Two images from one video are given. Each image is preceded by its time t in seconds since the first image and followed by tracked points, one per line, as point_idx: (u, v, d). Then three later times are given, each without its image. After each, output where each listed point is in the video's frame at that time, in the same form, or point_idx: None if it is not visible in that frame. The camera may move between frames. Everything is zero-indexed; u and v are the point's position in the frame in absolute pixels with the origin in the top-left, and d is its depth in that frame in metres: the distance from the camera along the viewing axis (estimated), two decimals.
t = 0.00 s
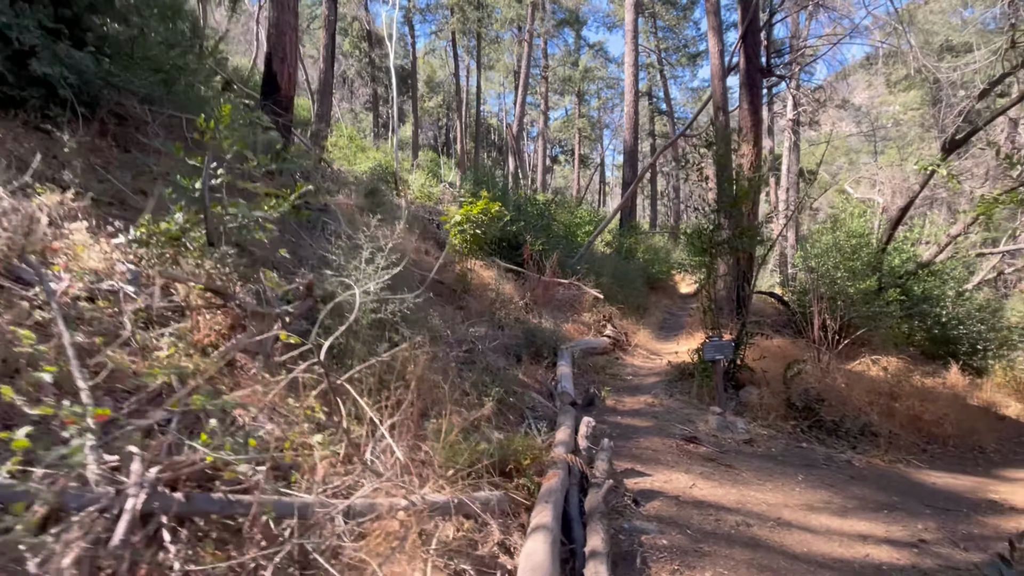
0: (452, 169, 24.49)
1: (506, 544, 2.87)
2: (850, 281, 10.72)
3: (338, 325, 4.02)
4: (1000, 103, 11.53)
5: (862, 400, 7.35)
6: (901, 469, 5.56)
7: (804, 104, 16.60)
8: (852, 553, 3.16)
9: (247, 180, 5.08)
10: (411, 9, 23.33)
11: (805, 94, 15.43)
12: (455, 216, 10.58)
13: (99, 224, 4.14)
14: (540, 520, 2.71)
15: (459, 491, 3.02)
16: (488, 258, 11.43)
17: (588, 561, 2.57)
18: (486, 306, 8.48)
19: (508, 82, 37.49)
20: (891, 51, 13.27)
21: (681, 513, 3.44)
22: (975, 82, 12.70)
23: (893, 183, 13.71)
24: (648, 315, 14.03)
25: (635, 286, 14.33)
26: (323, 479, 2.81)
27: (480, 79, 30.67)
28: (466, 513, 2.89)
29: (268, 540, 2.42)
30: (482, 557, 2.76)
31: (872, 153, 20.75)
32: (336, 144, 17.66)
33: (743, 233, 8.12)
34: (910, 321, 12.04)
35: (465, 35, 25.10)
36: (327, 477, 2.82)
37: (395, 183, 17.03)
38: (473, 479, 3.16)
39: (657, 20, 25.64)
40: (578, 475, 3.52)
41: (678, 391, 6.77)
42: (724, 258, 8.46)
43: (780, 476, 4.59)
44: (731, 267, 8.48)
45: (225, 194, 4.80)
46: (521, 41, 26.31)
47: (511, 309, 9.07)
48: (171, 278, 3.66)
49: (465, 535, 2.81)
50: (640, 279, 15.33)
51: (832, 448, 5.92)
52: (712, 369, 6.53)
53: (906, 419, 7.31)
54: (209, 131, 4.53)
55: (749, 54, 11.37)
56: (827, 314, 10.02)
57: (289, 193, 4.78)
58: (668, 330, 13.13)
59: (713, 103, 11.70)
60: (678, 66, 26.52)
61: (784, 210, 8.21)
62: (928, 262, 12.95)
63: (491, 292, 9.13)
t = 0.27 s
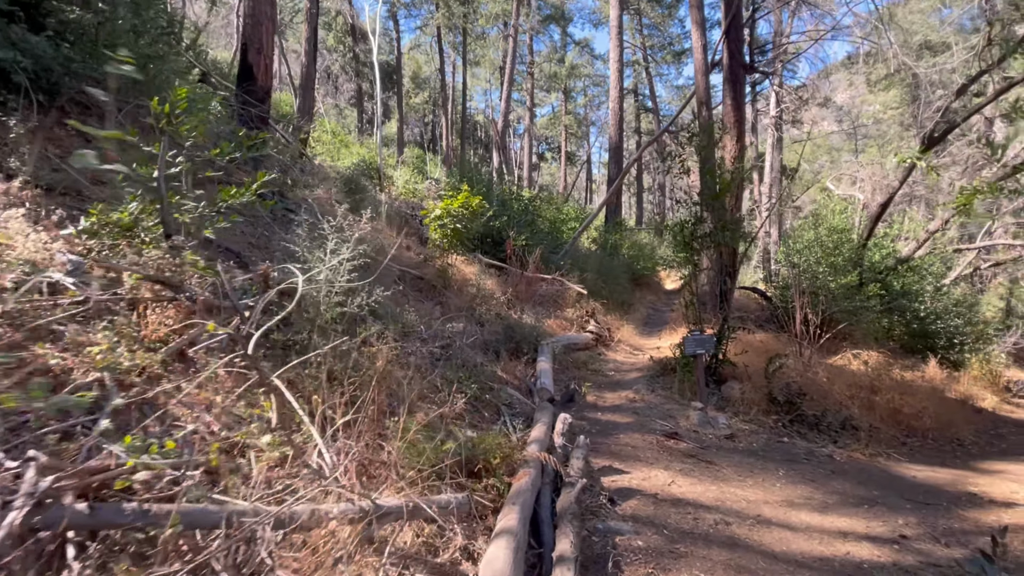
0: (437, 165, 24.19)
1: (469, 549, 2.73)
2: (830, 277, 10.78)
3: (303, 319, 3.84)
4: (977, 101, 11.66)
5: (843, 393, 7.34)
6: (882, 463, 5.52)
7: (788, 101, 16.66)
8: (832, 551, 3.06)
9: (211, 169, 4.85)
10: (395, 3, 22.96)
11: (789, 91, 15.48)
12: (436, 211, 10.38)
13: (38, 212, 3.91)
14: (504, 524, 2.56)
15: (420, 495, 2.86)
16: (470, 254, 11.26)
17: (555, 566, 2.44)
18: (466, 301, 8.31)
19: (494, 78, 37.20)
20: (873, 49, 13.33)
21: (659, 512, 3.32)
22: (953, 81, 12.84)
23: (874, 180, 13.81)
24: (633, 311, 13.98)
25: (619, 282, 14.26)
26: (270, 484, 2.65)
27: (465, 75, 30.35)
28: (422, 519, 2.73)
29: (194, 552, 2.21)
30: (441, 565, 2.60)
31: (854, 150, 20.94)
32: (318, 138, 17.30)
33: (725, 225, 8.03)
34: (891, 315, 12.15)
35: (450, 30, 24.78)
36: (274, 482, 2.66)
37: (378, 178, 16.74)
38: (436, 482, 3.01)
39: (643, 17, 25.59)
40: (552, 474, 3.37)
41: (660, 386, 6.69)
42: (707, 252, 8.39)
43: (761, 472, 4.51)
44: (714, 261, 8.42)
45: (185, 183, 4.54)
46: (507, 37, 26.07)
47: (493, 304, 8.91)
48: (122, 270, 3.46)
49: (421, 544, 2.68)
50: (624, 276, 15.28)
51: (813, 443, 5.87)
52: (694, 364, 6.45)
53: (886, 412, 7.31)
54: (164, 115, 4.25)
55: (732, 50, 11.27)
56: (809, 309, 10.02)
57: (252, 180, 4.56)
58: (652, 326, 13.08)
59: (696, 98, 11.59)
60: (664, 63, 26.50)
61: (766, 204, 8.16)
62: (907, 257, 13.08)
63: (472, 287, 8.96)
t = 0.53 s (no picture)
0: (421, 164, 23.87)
1: (428, 564, 2.51)
2: (813, 274, 10.74)
3: (260, 317, 3.61)
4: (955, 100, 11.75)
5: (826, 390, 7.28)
6: (865, 460, 5.44)
7: (770, 100, 16.72)
8: (815, 556, 2.93)
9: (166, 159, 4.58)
10: None
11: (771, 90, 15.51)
12: (415, 207, 10.14)
13: None
14: (464, 538, 2.37)
15: (375, 506, 2.66)
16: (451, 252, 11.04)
17: None
18: (445, 299, 8.10)
19: (479, 77, 36.94)
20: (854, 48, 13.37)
21: (636, 517, 3.17)
22: (931, 80, 12.97)
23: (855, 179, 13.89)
24: (617, 309, 13.87)
25: (604, 280, 14.14)
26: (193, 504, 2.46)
27: (449, 73, 30.07)
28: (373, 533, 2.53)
29: None
30: None
31: (835, 150, 21.12)
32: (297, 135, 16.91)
33: (707, 220, 7.92)
34: (872, 313, 12.13)
35: (433, 27, 24.45)
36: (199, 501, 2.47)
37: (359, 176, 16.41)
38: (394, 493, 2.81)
39: (628, 17, 25.56)
40: (525, 478, 3.18)
41: (642, 385, 6.55)
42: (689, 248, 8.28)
43: (743, 471, 4.38)
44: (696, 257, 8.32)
45: (141, 175, 4.25)
46: (491, 35, 25.84)
47: (473, 302, 8.70)
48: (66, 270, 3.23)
49: (375, 559, 2.47)
50: (609, 274, 15.17)
51: (796, 440, 5.77)
52: (676, 362, 6.32)
53: (868, 409, 7.27)
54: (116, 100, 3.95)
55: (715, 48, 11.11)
56: (792, 306, 9.99)
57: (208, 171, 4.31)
58: (636, 324, 12.97)
59: (679, 96, 11.46)
60: (648, 63, 26.51)
61: (748, 198, 8.06)
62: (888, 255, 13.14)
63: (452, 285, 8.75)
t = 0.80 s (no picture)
0: (406, 158, 23.49)
1: None
2: (798, 267, 10.69)
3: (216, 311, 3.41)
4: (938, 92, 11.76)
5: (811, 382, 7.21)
6: (849, 454, 5.37)
7: (756, 93, 16.68)
8: (799, 558, 2.82)
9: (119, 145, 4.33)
10: None
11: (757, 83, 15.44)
12: (396, 200, 9.91)
13: None
14: (421, 550, 2.21)
15: (325, 518, 2.49)
16: (434, 246, 10.83)
17: None
18: (426, 294, 7.90)
19: (466, 71, 36.51)
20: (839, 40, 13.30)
21: (614, 520, 3.03)
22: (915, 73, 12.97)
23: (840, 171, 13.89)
24: (604, 303, 13.76)
25: (590, 274, 14.01)
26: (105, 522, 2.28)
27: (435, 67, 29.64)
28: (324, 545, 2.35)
29: None
30: None
31: (820, 144, 21.19)
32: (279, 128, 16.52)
33: (691, 212, 7.77)
34: (856, 304, 12.04)
35: (417, 19, 24.02)
36: (110, 520, 2.28)
37: (341, 170, 16.07)
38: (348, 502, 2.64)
39: (614, 10, 25.36)
40: (497, 481, 3.03)
41: (626, 379, 6.43)
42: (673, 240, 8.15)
43: (726, 467, 4.27)
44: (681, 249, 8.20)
45: (91, 161, 4.00)
46: (477, 28, 25.47)
47: (455, 297, 8.51)
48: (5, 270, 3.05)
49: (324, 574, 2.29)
50: (596, 268, 15.05)
51: (781, 434, 5.69)
52: (659, 356, 6.20)
53: (852, 401, 7.22)
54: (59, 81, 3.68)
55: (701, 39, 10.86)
56: (777, 298, 9.94)
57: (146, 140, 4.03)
58: (622, 318, 12.87)
59: (665, 89, 11.27)
60: (636, 57, 26.35)
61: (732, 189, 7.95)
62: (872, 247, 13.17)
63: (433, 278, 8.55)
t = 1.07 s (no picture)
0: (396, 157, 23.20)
1: None
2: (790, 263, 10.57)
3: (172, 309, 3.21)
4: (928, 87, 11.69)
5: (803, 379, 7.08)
6: (844, 452, 5.22)
7: (747, 90, 16.57)
8: (793, 566, 2.65)
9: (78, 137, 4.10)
10: None
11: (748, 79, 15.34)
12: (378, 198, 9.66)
13: None
14: (377, 570, 2.05)
15: (276, 535, 2.29)
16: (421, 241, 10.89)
17: None
18: (411, 292, 7.69)
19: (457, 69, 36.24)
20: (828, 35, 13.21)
21: (598, 529, 2.85)
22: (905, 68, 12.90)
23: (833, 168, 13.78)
24: (595, 301, 13.60)
25: (581, 272, 13.84)
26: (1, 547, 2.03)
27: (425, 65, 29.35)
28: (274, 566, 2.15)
29: None
30: None
31: (811, 142, 21.15)
32: (267, 127, 16.26)
33: (681, 204, 7.58)
34: (847, 300, 11.94)
35: (406, 17, 23.74)
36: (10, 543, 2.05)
37: (329, 169, 15.79)
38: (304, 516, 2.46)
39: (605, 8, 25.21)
40: (471, 489, 2.86)
41: (615, 378, 6.26)
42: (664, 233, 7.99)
43: (717, 468, 4.11)
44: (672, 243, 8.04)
45: (43, 149, 3.76)
46: (467, 26, 25.22)
47: (441, 295, 8.30)
48: None
49: None
50: (587, 266, 14.89)
51: (774, 433, 5.53)
52: (649, 353, 6.03)
53: (846, 397, 7.09)
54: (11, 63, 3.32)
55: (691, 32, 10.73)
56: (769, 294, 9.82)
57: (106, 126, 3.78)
58: (613, 316, 12.73)
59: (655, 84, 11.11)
60: (627, 55, 26.23)
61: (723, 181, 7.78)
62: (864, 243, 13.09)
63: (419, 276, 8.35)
